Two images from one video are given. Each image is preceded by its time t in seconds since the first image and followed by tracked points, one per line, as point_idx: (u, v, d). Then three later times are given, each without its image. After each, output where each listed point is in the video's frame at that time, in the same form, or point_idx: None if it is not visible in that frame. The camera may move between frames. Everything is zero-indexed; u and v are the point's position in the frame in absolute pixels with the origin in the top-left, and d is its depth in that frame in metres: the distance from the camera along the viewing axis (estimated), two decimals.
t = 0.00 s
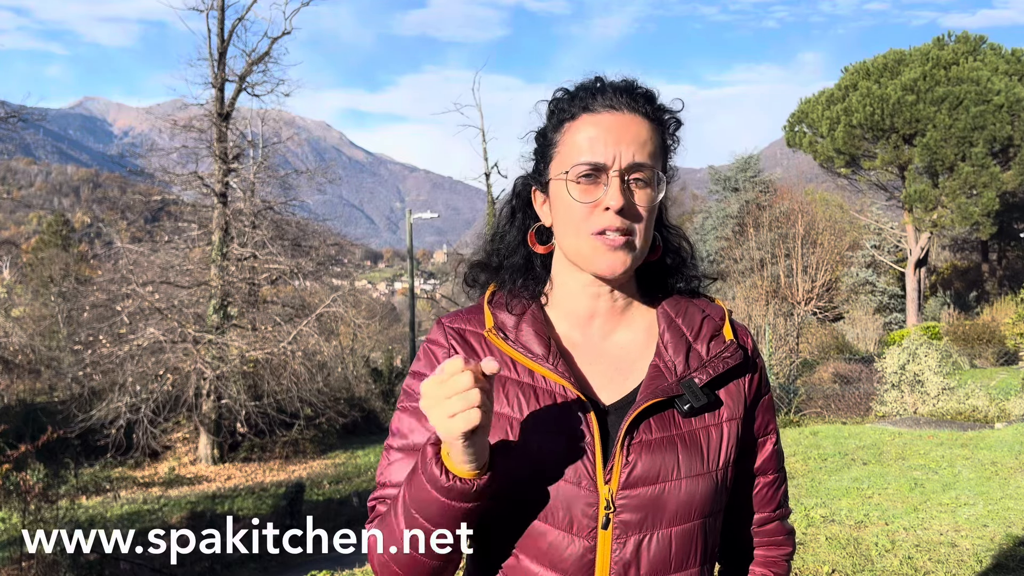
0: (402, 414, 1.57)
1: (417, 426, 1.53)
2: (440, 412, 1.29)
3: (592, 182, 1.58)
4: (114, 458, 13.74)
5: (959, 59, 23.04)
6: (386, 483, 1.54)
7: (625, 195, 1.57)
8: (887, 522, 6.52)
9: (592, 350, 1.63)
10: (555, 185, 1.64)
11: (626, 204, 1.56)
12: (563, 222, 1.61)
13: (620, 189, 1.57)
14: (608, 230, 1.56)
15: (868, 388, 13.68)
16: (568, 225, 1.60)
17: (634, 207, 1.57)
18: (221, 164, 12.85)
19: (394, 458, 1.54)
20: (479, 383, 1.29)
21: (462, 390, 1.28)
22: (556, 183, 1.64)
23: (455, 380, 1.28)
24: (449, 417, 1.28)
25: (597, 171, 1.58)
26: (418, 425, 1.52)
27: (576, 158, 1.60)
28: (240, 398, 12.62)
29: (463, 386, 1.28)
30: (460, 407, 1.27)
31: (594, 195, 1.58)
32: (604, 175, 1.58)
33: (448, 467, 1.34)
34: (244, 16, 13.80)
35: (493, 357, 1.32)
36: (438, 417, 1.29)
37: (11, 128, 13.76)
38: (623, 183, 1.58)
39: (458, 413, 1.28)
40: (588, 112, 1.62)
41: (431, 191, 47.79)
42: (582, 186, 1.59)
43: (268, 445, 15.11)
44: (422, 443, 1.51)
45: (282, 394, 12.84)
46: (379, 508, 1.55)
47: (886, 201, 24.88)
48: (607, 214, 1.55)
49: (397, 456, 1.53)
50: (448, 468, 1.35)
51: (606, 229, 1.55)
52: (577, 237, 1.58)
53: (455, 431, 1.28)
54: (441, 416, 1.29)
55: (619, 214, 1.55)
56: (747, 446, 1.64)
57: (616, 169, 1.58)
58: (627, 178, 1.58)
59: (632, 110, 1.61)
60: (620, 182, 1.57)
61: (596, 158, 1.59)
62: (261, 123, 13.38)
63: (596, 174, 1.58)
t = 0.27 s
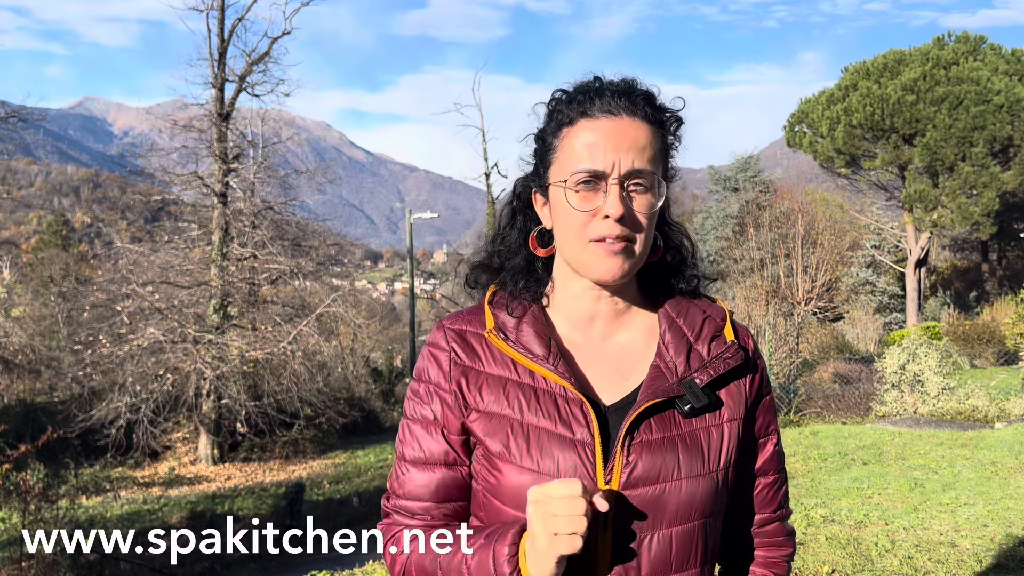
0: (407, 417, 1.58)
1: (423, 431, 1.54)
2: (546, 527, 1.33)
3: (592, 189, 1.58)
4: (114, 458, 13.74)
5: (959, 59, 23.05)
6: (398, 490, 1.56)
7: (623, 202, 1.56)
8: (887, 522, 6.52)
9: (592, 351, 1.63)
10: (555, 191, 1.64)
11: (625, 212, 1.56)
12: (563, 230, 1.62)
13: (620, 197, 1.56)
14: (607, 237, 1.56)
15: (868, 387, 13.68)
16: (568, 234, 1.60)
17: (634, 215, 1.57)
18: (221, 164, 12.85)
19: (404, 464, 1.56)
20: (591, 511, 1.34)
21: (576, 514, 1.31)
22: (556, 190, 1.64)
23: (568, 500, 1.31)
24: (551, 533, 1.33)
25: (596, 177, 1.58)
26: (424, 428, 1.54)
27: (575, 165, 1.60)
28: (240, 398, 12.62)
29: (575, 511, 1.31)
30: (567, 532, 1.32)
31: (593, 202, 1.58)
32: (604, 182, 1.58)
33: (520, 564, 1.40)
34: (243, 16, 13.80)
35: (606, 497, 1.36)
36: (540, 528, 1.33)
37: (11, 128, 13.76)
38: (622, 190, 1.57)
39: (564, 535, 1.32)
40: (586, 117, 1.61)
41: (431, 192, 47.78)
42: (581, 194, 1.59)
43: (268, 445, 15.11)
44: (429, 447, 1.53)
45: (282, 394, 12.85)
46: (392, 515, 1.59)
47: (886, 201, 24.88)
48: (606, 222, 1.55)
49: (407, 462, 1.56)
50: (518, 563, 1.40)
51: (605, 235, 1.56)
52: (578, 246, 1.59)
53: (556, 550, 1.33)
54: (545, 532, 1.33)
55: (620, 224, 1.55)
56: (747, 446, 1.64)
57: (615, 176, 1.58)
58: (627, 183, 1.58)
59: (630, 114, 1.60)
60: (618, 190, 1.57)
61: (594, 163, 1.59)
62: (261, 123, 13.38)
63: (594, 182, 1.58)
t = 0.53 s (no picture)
0: (408, 417, 1.58)
1: (423, 430, 1.55)
2: (547, 520, 1.33)
3: (588, 189, 1.59)
4: (114, 458, 13.74)
5: (959, 59, 23.06)
6: (397, 489, 1.57)
7: (620, 201, 1.56)
8: (887, 522, 6.52)
9: (592, 351, 1.63)
10: (551, 193, 1.65)
11: (621, 211, 1.56)
12: (560, 231, 1.63)
13: (616, 197, 1.56)
14: (604, 238, 1.57)
15: (868, 388, 13.69)
16: (566, 235, 1.60)
17: (630, 214, 1.57)
18: (221, 164, 12.86)
19: (404, 463, 1.57)
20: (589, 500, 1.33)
21: (578, 509, 1.31)
22: (552, 191, 1.65)
23: (568, 494, 1.31)
24: (552, 526, 1.32)
25: (591, 178, 1.58)
26: (425, 428, 1.54)
27: (570, 166, 1.60)
28: (240, 398, 12.63)
29: (576, 507, 1.30)
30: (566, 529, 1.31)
31: (590, 202, 1.58)
32: (599, 182, 1.58)
33: (520, 559, 1.40)
34: (243, 16, 13.81)
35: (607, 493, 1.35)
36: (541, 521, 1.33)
37: (11, 128, 13.76)
38: (618, 189, 1.57)
39: (563, 529, 1.32)
40: (580, 119, 1.61)
41: (431, 191, 47.79)
42: (577, 194, 1.59)
43: (268, 445, 15.12)
44: (429, 446, 1.53)
45: (282, 394, 12.85)
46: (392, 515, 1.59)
47: (886, 201, 24.89)
48: (603, 221, 1.55)
49: (407, 461, 1.56)
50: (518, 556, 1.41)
51: (601, 236, 1.56)
52: (574, 246, 1.59)
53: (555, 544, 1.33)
54: (545, 526, 1.33)
55: (615, 223, 1.56)
56: (747, 446, 1.64)
57: (611, 175, 1.58)
58: (623, 183, 1.58)
59: (623, 115, 1.60)
60: (614, 190, 1.57)
61: (589, 164, 1.59)
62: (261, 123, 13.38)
63: (590, 182, 1.58)
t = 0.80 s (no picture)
0: (409, 417, 1.58)
1: (424, 430, 1.55)
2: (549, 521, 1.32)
3: (586, 193, 1.58)
4: (114, 458, 13.74)
5: (959, 59, 23.06)
6: (398, 489, 1.57)
7: (619, 204, 1.57)
8: (887, 522, 6.52)
9: (592, 351, 1.64)
10: (550, 196, 1.65)
11: (620, 215, 1.55)
12: (560, 234, 1.63)
13: (615, 200, 1.56)
14: (604, 240, 1.57)
15: (868, 388, 13.70)
16: (566, 237, 1.61)
17: (628, 218, 1.57)
18: (221, 164, 12.86)
19: (405, 463, 1.57)
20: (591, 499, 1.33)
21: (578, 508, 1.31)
22: (551, 193, 1.65)
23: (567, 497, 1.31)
24: (553, 526, 1.32)
25: (590, 181, 1.59)
26: (425, 428, 1.54)
27: (569, 168, 1.60)
28: (240, 398, 12.63)
29: (577, 507, 1.30)
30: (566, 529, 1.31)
31: (589, 205, 1.58)
32: (598, 185, 1.58)
33: (521, 559, 1.40)
34: (243, 16, 13.80)
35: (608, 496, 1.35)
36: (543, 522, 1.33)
37: (11, 128, 13.79)
38: (617, 192, 1.57)
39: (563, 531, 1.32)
40: (577, 122, 1.62)
41: (432, 192, 47.80)
42: (576, 198, 1.59)
43: (268, 445, 15.12)
44: (430, 447, 1.53)
45: (282, 394, 12.85)
46: (393, 515, 1.59)
47: (886, 201, 24.89)
48: (603, 226, 1.55)
49: (407, 461, 1.56)
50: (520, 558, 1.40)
51: (601, 239, 1.56)
52: (574, 250, 1.59)
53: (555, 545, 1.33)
54: (547, 526, 1.33)
55: (615, 227, 1.56)
56: (747, 446, 1.64)
57: (610, 179, 1.58)
58: (622, 186, 1.58)
59: (622, 116, 1.60)
60: (613, 192, 1.57)
61: (588, 167, 1.59)
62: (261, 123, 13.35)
63: (589, 184, 1.58)
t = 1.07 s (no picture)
0: (409, 418, 1.58)
1: (425, 430, 1.54)
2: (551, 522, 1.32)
3: (586, 193, 1.59)
4: (114, 458, 13.74)
5: (959, 59, 23.07)
6: (398, 489, 1.57)
7: (617, 204, 1.57)
8: (887, 522, 6.52)
9: (592, 351, 1.64)
10: (548, 196, 1.65)
11: (619, 214, 1.56)
12: (558, 234, 1.63)
13: (612, 200, 1.57)
14: (603, 239, 1.57)
15: (868, 388, 13.70)
16: (565, 237, 1.61)
17: (627, 217, 1.57)
18: (221, 164, 12.86)
19: (405, 463, 1.57)
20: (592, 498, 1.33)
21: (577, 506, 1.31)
22: (549, 194, 1.65)
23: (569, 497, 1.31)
24: (553, 527, 1.32)
25: (589, 181, 1.59)
26: (425, 428, 1.54)
27: (567, 169, 1.61)
28: (240, 398, 12.63)
29: (579, 508, 1.30)
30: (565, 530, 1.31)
31: (586, 206, 1.58)
32: (596, 185, 1.58)
33: (521, 559, 1.40)
34: (244, 16, 13.80)
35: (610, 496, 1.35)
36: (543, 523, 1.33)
37: (11, 128, 13.80)
38: (615, 191, 1.57)
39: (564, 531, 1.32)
40: (575, 122, 1.61)
41: (432, 192, 47.75)
42: (575, 198, 1.59)
43: (268, 445, 15.12)
44: (430, 446, 1.53)
45: (282, 394, 12.85)
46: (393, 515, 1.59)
47: (886, 201, 24.89)
48: (601, 225, 1.56)
49: (407, 461, 1.56)
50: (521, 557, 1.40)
51: (600, 238, 1.57)
52: (573, 250, 1.60)
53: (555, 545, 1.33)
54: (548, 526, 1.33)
55: (613, 226, 1.56)
56: (747, 446, 1.64)
57: (609, 178, 1.58)
58: (620, 185, 1.58)
59: (619, 116, 1.60)
60: (611, 192, 1.57)
61: (586, 167, 1.59)
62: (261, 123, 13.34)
63: (587, 184, 1.59)
